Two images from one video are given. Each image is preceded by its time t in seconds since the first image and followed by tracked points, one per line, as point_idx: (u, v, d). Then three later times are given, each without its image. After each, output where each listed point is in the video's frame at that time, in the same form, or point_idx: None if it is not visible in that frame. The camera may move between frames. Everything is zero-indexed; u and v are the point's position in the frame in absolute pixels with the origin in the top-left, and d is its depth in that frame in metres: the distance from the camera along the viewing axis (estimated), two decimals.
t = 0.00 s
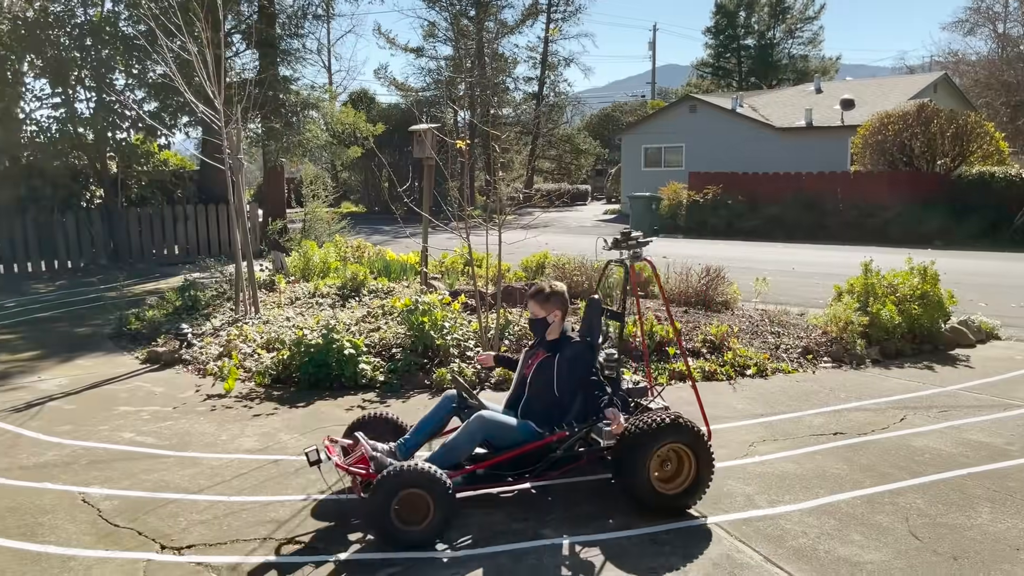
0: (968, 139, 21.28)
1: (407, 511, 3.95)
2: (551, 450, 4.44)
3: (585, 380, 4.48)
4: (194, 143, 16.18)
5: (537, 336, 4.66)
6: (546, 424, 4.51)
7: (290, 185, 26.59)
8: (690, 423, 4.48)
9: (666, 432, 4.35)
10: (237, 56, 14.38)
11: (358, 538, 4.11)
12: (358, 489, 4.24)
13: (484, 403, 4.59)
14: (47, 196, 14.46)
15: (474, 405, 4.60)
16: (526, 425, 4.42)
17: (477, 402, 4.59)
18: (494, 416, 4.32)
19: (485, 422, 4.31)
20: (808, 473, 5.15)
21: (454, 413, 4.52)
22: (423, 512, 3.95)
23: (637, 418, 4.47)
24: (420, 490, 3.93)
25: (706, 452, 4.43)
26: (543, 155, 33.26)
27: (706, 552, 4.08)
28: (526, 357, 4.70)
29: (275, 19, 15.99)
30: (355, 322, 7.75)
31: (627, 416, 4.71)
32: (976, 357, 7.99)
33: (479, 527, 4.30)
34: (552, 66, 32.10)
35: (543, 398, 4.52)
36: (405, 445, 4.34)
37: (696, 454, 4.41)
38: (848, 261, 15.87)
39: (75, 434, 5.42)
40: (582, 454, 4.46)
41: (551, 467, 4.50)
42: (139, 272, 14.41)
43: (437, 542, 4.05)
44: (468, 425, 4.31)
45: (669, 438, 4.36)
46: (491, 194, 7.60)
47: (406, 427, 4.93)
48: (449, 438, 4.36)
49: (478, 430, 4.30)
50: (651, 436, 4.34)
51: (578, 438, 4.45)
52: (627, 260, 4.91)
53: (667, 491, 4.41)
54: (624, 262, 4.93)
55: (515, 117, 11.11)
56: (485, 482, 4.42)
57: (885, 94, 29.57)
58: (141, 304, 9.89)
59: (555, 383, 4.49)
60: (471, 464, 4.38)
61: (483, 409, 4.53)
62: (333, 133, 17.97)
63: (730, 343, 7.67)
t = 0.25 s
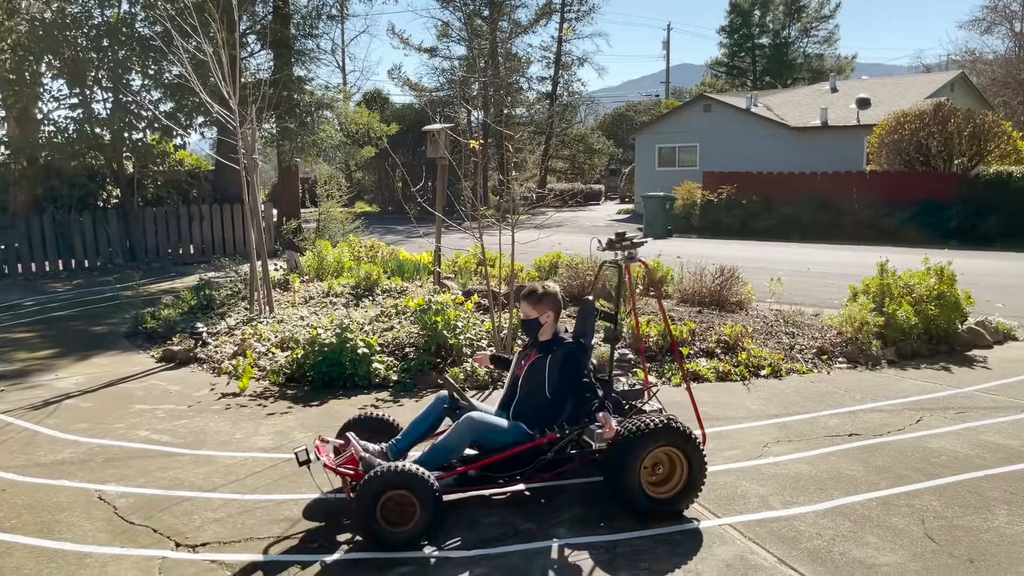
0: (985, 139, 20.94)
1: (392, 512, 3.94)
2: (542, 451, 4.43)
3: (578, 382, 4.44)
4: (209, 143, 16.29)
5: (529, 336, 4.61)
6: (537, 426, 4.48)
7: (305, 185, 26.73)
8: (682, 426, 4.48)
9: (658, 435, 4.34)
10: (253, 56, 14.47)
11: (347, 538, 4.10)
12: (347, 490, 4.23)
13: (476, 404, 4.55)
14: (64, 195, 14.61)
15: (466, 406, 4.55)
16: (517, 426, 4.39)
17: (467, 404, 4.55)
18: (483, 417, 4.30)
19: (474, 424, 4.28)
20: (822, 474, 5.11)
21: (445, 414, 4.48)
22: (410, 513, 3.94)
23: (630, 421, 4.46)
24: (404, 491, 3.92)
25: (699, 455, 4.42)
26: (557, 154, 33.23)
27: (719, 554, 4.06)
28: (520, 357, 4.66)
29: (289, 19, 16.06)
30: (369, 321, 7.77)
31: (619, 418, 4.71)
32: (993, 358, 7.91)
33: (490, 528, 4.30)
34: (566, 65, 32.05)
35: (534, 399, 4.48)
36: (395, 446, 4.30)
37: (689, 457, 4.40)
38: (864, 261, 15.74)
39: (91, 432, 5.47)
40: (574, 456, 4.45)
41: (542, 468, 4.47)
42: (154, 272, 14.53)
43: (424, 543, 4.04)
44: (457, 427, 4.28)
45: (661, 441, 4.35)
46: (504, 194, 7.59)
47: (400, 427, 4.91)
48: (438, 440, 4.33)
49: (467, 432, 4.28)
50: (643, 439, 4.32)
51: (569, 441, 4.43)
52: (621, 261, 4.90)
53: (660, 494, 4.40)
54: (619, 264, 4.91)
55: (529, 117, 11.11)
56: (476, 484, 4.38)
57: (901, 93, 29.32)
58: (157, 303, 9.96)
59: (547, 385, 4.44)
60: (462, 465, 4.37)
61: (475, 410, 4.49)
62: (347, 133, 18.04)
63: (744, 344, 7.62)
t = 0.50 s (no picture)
0: (1008, 137, 20.76)
1: (378, 514, 3.92)
2: (533, 453, 4.38)
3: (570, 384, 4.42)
4: (228, 143, 16.40)
5: (523, 337, 4.62)
6: (529, 427, 4.45)
7: (323, 185, 26.83)
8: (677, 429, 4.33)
9: (651, 438, 4.20)
10: (271, 56, 14.56)
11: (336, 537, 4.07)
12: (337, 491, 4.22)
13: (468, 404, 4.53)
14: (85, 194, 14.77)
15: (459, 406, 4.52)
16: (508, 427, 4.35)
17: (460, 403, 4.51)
18: (473, 420, 4.24)
19: (464, 425, 4.24)
20: (842, 476, 5.05)
21: (437, 415, 4.45)
22: (396, 513, 3.93)
23: (623, 423, 4.35)
24: (388, 491, 3.90)
25: (692, 460, 4.28)
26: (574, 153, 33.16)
27: (738, 556, 4.02)
28: (514, 358, 4.65)
29: (308, 19, 16.12)
30: (386, 320, 7.79)
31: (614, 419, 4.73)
32: (1016, 360, 7.78)
33: (505, 527, 4.29)
34: (584, 64, 31.94)
35: (525, 400, 4.47)
36: (387, 446, 4.30)
37: (682, 462, 4.26)
38: (885, 261, 15.56)
39: (112, 429, 5.51)
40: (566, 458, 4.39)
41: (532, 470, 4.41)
42: (173, 270, 14.66)
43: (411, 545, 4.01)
44: (446, 428, 4.24)
45: (654, 444, 4.21)
46: (521, 193, 7.56)
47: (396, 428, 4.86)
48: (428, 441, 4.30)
49: (456, 433, 4.24)
50: (635, 441, 4.19)
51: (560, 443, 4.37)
52: (617, 262, 4.88)
53: (650, 499, 4.27)
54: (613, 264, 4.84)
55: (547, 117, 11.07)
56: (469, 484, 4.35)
57: (922, 91, 28.97)
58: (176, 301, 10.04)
59: (539, 386, 4.44)
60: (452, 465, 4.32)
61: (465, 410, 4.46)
62: (365, 132, 18.10)
63: (763, 344, 7.55)
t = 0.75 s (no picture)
0: None
1: (367, 515, 3.87)
2: (527, 455, 4.29)
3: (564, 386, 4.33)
4: (246, 142, 16.50)
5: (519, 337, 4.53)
6: (523, 429, 4.36)
7: (340, 184, 26.96)
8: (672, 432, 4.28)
9: (644, 441, 4.15)
10: (289, 56, 14.64)
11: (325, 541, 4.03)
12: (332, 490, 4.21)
13: (463, 404, 4.53)
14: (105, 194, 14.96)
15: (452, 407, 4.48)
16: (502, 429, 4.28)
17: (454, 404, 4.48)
18: (465, 419, 4.21)
19: (457, 426, 4.20)
20: (861, 477, 4.99)
21: (432, 416, 4.45)
22: (386, 514, 3.89)
23: (617, 426, 4.28)
24: (378, 493, 3.86)
25: (687, 463, 4.22)
26: (591, 152, 33.10)
27: (755, 557, 3.99)
28: (511, 359, 4.57)
29: (326, 19, 16.18)
30: (402, 319, 7.80)
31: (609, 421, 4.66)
32: None
33: (522, 526, 4.28)
34: (601, 63, 31.83)
35: (519, 401, 4.37)
36: (382, 446, 4.28)
37: (676, 465, 4.20)
38: (904, 261, 15.40)
39: (131, 427, 5.56)
40: (561, 460, 4.31)
41: (526, 472, 4.33)
42: (192, 269, 14.78)
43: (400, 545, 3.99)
44: (439, 428, 4.21)
45: (648, 447, 4.16)
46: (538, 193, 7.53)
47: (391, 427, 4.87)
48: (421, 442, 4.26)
49: (449, 434, 4.20)
50: (628, 444, 4.14)
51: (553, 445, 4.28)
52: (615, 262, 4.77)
53: (643, 501, 4.22)
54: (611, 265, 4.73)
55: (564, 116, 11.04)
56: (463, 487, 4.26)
57: (944, 89, 28.63)
58: (195, 300, 10.12)
59: (533, 387, 4.34)
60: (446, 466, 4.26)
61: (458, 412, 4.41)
62: (382, 132, 18.15)
63: (781, 344, 7.48)
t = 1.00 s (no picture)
0: None
1: (358, 516, 3.88)
2: (522, 457, 4.26)
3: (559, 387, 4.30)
4: (270, 142, 16.64)
5: (516, 338, 4.50)
6: (518, 430, 4.34)
7: (362, 184, 27.11)
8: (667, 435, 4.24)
9: (637, 444, 4.11)
10: (313, 56, 14.74)
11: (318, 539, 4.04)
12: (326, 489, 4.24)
13: (460, 405, 4.55)
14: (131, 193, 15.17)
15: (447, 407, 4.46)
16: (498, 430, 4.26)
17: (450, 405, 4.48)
18: (457, 420, 4.20)
19: (449, 427, 4.19)
20: (885, 479, 4.93)
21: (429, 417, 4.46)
22: (376, 515, 3.89)
23: (612, 428, 4.25)
24: (368, 493, 3.86)
25: (681, 466, 4.18)
26: (613, 152, 32.98)
27: (777, 559, 3.95)
28: (508, 360, 4.54)
29: (349, 19, 16.27)
30: (424, 318, 7.83)
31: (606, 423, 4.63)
32: None
33: (543, 526, 4.28)
34: (623, 62, 31.69)
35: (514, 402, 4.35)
36: (378, 446, 4.35)
37: (671, 468, 4.16)
38: (931, 261, 15.17)
39: (156, 424, 5.63)
40: (556, 462, 4.28)
41: (521, 473, 4.31)
42: (217, 268, 14.92)
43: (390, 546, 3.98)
44: (432, 429, 4.21)
45: (640, 450, 4.12)
46: (559, 192, 7.48)
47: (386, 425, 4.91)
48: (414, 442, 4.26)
49: (442, 435, 4.19)
50: (621, 446, 4.11)
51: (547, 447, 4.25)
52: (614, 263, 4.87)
53: (638, 505, 4.17)
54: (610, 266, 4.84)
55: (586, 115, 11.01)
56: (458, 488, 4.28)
57: (971, 87, 28.20)
58: (219, 298, 10.21)
59: (528, 389, 4.31)
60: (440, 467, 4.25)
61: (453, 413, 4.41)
62: (404, 132, 18.22)
63: (804, 345, 7.39)
